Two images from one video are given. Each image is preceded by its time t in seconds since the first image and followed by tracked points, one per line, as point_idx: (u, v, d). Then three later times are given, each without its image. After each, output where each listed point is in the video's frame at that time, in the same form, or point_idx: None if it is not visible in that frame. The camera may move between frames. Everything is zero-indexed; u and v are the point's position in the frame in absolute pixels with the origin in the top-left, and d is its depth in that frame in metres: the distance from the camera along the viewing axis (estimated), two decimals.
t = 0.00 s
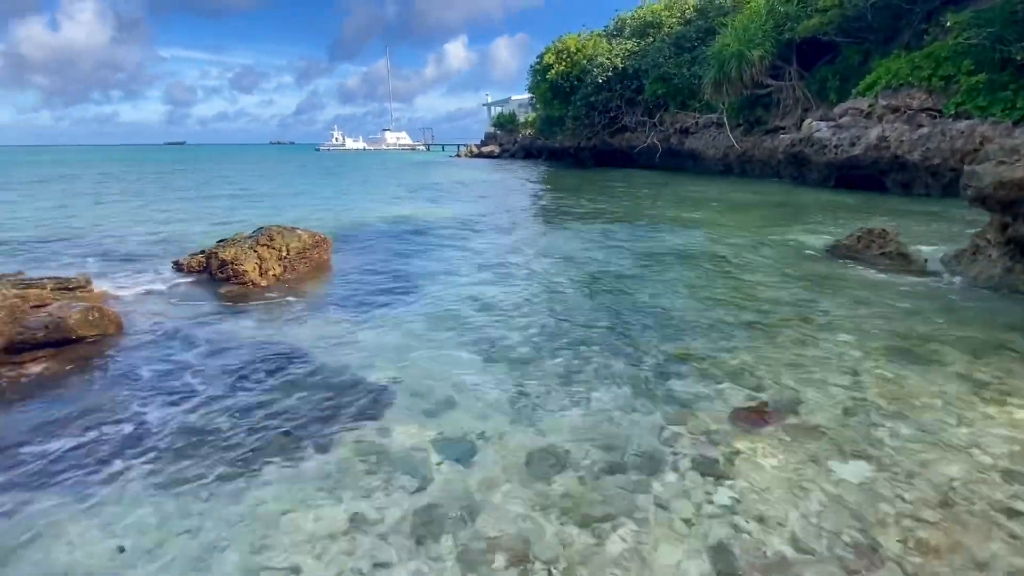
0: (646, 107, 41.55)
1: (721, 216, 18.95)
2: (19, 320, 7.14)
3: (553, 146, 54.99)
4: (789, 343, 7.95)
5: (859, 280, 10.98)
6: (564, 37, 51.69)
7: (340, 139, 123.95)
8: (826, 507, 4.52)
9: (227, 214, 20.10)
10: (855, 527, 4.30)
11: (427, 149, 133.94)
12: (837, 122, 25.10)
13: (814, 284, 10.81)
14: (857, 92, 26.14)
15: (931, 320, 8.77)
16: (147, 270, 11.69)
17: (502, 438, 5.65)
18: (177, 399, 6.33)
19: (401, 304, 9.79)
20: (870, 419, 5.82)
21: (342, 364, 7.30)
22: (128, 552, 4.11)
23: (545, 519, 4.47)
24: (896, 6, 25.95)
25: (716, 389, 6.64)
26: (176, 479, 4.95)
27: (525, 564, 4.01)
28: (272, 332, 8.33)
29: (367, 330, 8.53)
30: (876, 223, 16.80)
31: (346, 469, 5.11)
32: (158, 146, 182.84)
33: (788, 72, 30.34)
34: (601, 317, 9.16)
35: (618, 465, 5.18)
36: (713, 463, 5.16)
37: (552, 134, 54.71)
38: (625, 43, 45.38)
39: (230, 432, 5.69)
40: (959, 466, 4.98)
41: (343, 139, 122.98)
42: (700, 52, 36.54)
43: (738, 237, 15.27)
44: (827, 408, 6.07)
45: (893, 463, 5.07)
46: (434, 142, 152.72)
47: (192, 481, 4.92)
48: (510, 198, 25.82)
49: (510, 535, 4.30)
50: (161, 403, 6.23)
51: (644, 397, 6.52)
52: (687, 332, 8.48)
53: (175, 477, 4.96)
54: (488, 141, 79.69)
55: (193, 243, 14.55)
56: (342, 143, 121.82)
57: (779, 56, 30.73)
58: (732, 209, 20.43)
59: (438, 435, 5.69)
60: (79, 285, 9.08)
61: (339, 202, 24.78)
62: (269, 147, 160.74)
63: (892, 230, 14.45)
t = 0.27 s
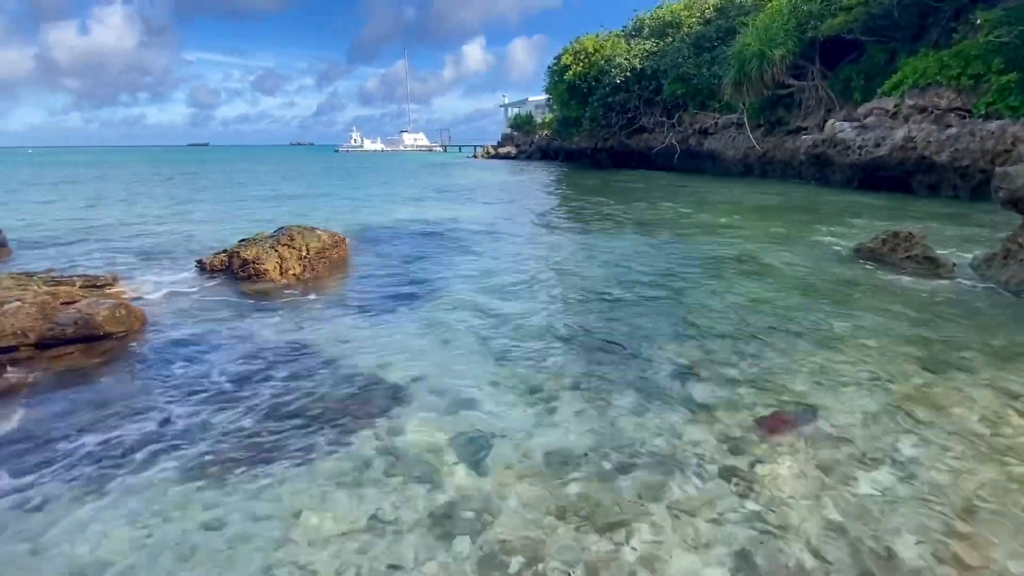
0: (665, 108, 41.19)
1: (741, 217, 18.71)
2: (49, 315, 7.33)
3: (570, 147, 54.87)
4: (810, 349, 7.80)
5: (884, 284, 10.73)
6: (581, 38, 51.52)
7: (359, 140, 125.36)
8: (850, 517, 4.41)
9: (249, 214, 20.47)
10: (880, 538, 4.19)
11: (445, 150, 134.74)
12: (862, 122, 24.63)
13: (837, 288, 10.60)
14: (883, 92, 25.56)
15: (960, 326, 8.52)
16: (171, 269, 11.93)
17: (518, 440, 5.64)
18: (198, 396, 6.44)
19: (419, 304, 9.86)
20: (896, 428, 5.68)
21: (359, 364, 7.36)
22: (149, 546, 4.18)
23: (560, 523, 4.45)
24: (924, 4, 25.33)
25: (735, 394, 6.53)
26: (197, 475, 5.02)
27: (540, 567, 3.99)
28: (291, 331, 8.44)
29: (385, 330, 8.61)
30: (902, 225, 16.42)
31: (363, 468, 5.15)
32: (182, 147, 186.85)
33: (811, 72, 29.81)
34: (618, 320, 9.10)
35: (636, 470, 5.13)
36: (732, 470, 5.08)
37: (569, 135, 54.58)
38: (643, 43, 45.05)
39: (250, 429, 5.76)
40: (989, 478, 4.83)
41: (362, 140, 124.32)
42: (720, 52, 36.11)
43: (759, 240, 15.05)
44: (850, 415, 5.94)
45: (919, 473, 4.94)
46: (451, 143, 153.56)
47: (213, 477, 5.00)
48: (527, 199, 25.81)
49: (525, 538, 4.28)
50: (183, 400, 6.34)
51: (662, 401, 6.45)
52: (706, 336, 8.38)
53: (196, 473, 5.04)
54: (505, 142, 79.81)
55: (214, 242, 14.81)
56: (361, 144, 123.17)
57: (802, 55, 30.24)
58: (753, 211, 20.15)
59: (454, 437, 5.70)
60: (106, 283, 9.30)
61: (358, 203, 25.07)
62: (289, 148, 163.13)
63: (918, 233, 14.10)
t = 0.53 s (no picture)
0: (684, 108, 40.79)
1: (762, 219, 18.45)
2: (79, 311, 7.54)
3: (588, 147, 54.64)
4: (834, 353, 7.65)
5: (910, 288, 10.46)
6: (600, 38, 51.31)
7: (377, 142, 126.15)
8: (873, 526, 4.33)
9: (271, 214, 20.83)
10: (905, 548, 4.10)
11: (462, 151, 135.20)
12: (888, 122, 24.14)
13: (862, 292, 10.36)
14: (910, 91, 24.93)
15: (990, 331, 8.26)
16: (195, 267, 12.20)
17: (535, 440, 5.64)
18: (221, 393, 6.57)
19: (436, 304, 9.91)
20: (924, 435, 5.54)
21: (378, 362, 7.44)
22: (175, 540, 4.28)
23: (579, 526, 4.42)
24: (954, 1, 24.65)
25: (756, 398, 6.45)
26: (221, 470, 5.13)
27: (558, 570, 3.98)
28: (311, 329, 8.57)
29: (403, 329, 8.67)
30: (929, 227, 16.02)
31: (382, 466, 5.21)
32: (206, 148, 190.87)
33: (835, 71, 29.20)
34: (636, 322, 9.04)
35: (653, 473, 5.10)
36: (754, 476, 5.01)
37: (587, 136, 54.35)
38: (662, 43, 44.63)
39: (272, 426, 5.87)
40: (1020, 488, 4.69)
41: (380, 140, 125.31)
42: (742, 52, 35.61)
43: (779, 242, 14.82)
44: (875, 422, 5.81)
45: (946, 482, 4.82)
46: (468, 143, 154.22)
47: (235, 472, 5.10)
48: (544, 200, 25.79)
49: (541, 540, 4.28)
50: (207, 396, 6.48)
51: (680, 404, 6.40)
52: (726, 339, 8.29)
53: (220, 468, 5.15)
54: (522, 143, 79.82)
55: (237, 242, 15.10)
56: (379, 146, 124.29)
57: (825, 54, 29.67)
58: (774, 212, 19.84)
59: (473, 437, 5.73)
60: (134, 281, 9.54)
61: (377, 203, 25.32)
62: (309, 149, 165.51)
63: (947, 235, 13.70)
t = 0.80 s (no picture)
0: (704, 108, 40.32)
1: (784, 221, 18.16)
2: (110, 308, 7.78)
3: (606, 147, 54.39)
4: (858, 357, 7.50)
5: (938, 292, 10.20)
6: (618, 38, 51.03)
7: (395, 143, 127.36)
8: (900, 534, 4.24)
9: (292, 214, 21.18)
10: (933, 558, 4.02)
11: (480, 151, 135.72)
12: (915, 122, 23.52)
13: (887, 295, 10.14)
14: (939, 90, 24.28)
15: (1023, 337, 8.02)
16: (220, 266, 12.47)
17: (553, 441, 5.65)
18: (244, 388, 6.72)
19: (453, 303, 9.99)
20: (951, 443, 5.41)
21: (397, 361, 7.52)
22: (200, 530, 4.39)
23: (596, 526, 4.43)
24: None
25: (777, 402, 6.37)
26: (245, 464, 5.24)
27: (576, 571, 3.98)
28: (332, 327, 8.70)
29: (420, 327, 8.76)
30: (958, 230, 15.59)
31: (401, 463, 5.27)
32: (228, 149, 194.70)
33: (860, 70, 28.57)
34: (655, 323, 8.98)
35: (673, 476, 5.07)
36: (774, 481, 4.95)
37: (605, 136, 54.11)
38: (682, 43, 44.21)
39: (294, 422, 5.96)
40: None
41: (398, 141, 126.41)
42: (763, 51, 35.07)
43: (801, 244, 14.57)
44: (901, 428, 5.69)
45: (976, 491, 4.70)
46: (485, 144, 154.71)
47: (259, 467, 5.20)
48: (561, 201, 25.76)
49: (560, 540, 4.28)
50: (231, 392, 6.61)
51: (700, 407, 6.34)
52: (746, 341, 8.20)
53: (244, 462, 5.26)
54: (539, 143, 79.78)
55: (259, 241, 15.38)
56: (398, 146, 125.44)
57: (850, 53, 29.06)
58: (796, 214, 19.53)
59: (490, 435, 5.76)
60: (161, 278, 9.81)
61: (396, 203, 25.57)
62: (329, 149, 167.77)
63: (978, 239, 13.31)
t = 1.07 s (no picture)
0: (724, 108, 39.79)
1: (805, 223, 17.87)
2: (137, 304, 7.99)
3: (623, 148, 54.06)
4: (882, 361, 7.36)
5: (966, 296, 9.94)
6: (637, 38, 50.67)
7: (414, 143, 128.37)
8: (924, 542, 4.16)
9: (312, 214, 21.50)
10: (959, 567, 3.93)
11: (497, 152, 135.93)
12: (943, 121, 22.90)
13: (913, 298, 9.91)
14: (968, 88, 23.61)
15: None
16: (242, 264, 12.73)
17: (570, 441, 5.66)
18: (266, 384, 6.86)
19: (469, 303, 10.06)
20: (979, 450, 5.28)
21: (415, 359, 7.60)
22: (224, 522, 4.50)
23: (613, 528, 4.42)
24: None
25: (798, 405, 6.29)
26: (266, 459, 5.35)
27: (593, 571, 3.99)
28: (351, 325, 8.82)
29: (437, 326, 8.84)
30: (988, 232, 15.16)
31: (418, 460, 5.32)
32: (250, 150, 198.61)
33: (886, 68, 27.93)
34: (673, 324, 8.92)
35: (690, 479, 5.03)
36: (794, 485, 4.89)
37: (623, 137, 53.78)
38: (702, 42, 43.74)
39: (313, 418, 6.06)
40: None
41: (416, 142, 127.22)
42: (786, 49, 34.48)
43: (823, 246, 14.31)
44: (925, 434, 5.58)
45: (1005, 500, 4.59)
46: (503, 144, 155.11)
47: (279, 462, 5.30)
48: (579, 201, 25.68)
49: (576, 541, 4.29)
50: (254, 388, 6.75)
51: (719, 409, 6.29)
52: (765, 343, 8.10)
53: (265, 457, 5.37)
54: (557, 144, 79.60)
55: (281, 240, 15.65)
56: (415, 147, 126.27)
57: (876, 51, 28.43)
58: (819, 215, 19.18)
59: (507, 434, 5.79)
60: (186, 276, 10.04)
61: (414, 203, 25.77)
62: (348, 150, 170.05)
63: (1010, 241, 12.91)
